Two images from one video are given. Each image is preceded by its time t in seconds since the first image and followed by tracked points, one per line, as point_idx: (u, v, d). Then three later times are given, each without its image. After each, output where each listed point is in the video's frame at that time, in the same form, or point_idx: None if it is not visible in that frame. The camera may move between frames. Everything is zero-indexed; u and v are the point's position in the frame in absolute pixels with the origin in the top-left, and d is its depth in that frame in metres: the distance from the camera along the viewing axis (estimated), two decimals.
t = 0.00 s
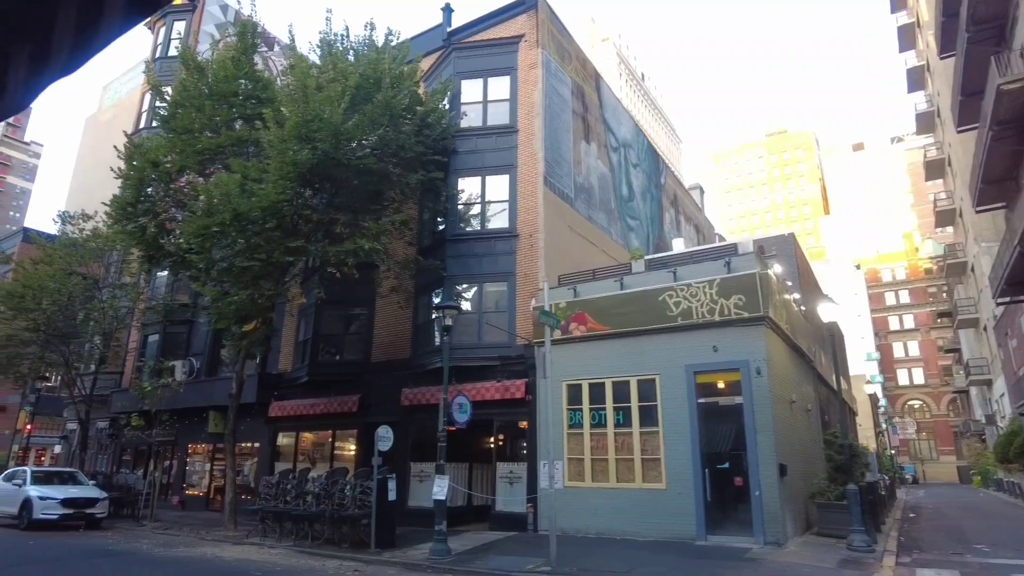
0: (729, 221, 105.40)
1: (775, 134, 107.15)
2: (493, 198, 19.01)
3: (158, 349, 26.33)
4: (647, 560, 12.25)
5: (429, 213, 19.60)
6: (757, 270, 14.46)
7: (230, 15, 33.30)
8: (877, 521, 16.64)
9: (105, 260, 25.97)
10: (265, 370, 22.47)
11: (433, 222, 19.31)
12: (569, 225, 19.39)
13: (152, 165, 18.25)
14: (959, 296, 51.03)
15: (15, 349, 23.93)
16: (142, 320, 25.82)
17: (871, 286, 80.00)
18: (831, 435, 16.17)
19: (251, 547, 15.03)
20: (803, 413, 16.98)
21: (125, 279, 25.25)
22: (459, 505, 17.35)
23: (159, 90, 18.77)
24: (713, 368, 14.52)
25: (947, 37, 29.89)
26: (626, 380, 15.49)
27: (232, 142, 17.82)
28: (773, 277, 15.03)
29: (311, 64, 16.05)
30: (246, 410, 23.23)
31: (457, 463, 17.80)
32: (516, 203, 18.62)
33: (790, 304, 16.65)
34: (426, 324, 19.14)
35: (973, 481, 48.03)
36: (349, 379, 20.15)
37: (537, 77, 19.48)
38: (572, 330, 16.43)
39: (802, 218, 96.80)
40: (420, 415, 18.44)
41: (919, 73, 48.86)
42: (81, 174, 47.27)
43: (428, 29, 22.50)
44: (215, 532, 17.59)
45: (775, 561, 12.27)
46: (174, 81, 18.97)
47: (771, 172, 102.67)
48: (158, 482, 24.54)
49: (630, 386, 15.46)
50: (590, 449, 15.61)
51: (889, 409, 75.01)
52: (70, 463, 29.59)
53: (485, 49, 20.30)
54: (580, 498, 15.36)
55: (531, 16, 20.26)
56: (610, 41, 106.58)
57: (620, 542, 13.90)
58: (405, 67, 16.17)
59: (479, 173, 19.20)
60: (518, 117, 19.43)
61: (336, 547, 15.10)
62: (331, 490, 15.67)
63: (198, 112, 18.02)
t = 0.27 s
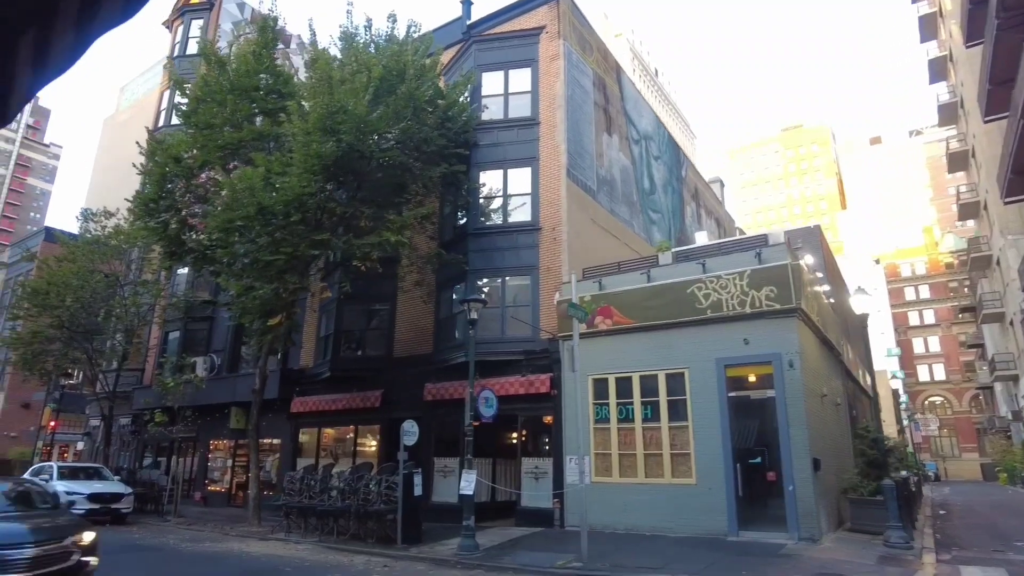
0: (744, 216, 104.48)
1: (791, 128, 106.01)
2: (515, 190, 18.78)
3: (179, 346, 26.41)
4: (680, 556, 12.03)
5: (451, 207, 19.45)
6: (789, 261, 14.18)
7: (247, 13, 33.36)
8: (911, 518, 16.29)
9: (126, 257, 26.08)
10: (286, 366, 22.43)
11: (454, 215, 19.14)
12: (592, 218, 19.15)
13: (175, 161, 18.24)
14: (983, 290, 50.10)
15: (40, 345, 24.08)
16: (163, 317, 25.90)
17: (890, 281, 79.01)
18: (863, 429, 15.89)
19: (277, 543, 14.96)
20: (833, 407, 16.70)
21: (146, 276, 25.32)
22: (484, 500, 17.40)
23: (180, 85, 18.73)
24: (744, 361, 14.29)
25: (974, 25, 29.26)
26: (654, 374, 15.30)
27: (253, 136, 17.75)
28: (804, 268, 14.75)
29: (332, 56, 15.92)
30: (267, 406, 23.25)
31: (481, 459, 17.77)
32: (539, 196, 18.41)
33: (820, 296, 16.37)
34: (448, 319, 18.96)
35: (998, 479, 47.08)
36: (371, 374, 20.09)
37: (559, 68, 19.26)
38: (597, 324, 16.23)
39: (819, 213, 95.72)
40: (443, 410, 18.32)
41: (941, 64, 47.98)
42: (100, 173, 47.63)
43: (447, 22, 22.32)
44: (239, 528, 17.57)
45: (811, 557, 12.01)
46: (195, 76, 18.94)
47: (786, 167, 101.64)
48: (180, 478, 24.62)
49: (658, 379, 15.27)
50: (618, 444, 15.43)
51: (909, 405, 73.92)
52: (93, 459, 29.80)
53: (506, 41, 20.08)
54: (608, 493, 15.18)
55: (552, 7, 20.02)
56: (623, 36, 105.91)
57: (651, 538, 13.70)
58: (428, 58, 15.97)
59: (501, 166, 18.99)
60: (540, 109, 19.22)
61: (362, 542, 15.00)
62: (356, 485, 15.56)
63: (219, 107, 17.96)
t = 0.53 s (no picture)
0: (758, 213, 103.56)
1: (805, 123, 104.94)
2: (536, 187, 18.55)
3: (197, 345, 26.44)
4: (711, 558, 11.78)
5: (471, 204, 19.26)
6: (820, 257, 13.85)
7: (262, 12, 33.32)
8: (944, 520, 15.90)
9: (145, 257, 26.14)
10: (305, 365, 22.34)
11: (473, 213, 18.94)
12: (614, 215, 18.89)
13: (195, 160, 18.19)
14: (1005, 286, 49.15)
15: (61, 345, 24.19)
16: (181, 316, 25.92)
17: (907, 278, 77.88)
18: (895, 429, 15.55)
19: (300, 543, 14.85)
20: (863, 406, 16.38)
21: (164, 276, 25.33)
22: (507, 501, 17.33)
23: (199, 84, 18.67)
24: (774, 360, 14.00)
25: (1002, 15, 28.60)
26: (681, 373, 15.08)
27: (273, 134, 17.64)
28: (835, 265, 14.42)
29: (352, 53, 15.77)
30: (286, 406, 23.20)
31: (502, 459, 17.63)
32: (560, 193, 18.16)
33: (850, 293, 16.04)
34: (469, 318, 18.78)
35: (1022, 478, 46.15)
36: (391, 374, 19.99)
37: (579, 63, 18.99)
38: (622, 322, 16.05)
39: (834, 209, 94.67)
40: (464, 409, 18.15)
41: (962, 56, 47.11)
42: (116, 173, 47.88)
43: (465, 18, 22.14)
44: (260, 527, 17.49)
45: (846, 560, 11.70)
46: (214, 74, 18.87)
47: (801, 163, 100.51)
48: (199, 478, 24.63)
49: (684, 378, 15.06)
50: (643, 445, 15.20)
51: (928, 404, 72.89)
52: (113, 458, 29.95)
53: (525, 36, 19.85)
54: (634, 494, 14.96)
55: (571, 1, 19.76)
56: (634, 32, 105.31)
57: (679, 540, 13.46)
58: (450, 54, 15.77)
59: (521, 163, 18.76)
60: (560, 104, 18.98)
61: (385, 543, 14.85)
62: (378, 486, 15.44)
63: (238, 106, 17.86)
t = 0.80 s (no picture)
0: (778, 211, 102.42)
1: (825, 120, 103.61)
2: (560, 184, 18.38)
3: (220, 344, 26.57)
4: (747, 560, 11.54)
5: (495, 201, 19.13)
6: (855, 252, 13.54)
7: (282, 12, 33.42)
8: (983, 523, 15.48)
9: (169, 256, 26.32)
10: (328, 364, 22.36)
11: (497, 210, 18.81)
12: (640, 211, 18.68)
13: (220, 158, 18.23)
14: None
15: (87, 344, 24.43)
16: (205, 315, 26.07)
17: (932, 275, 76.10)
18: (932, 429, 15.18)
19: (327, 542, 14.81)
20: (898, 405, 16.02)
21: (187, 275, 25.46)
22: (534, 500, 17.27)
23: (224, 83, 18.72)
24: (808, 358, 13.72)
25: None
26: (712, 372, 14.88)
27: (298, 132, 17.63)
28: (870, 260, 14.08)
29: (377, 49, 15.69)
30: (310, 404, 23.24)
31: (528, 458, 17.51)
32: (586, 190, 17.98)
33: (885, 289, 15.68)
34: (493, 316, 18.63)
35: None
36: (416, 372, 19.97)
37: (604, 58, 18.77)
38: (651, 320, 15.87)
39: (855, 207, 93.37)
40: (489, 408, 18.04)
41: (990, 49, 46.11)
42: (139, 174, 48.36)
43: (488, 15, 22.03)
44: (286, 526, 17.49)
45: (886, 563, 11.39)
46: (239, 73, 18.89)
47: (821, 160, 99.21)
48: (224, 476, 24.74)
49: (716, 376, 14.84)
50: (673, 444, 15.00)
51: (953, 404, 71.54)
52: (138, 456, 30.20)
53: (549, 31, 19.68)
54: (664, 494, 14.76)
55: None
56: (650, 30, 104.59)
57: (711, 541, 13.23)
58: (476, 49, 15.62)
59: (545, 160, 18.59)
60: (585, 100, 18.80)
61: (414, 542, 14.77)
62: (406, 484, 15.38)
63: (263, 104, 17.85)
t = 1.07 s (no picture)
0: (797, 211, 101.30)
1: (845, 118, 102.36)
2: (586, 183, 18.16)
3: (243, 346, 26.66)
4: (787, 565, 11.23)
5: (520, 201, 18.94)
6: (893, 249, 13.20)
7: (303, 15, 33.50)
8: None
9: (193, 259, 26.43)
10: (352, 365, 22.30)
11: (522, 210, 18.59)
12: (667, 209, 18.45)
13: (245, 159, 18.21)
14: None
15: (113, 346, 24.58)
16: (228, 317, 26.17)
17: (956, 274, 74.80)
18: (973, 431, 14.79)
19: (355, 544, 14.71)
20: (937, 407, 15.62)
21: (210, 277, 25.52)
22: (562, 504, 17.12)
23: (248, 84, 18.70)
24: (846, 358, 13.39)
25: None
26: (745, 373, 14.59)
27: (324, 133, 17.56)
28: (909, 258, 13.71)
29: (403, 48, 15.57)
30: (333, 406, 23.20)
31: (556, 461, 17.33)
32: (612, 188, 17.77)
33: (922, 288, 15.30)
34: (519, 317, 18.42)
35: None
36: (441, 374, 19.90)
37: (630, 55, 18.54)
38: (682, 321, 15.60)
39: (876, 206, 92.05)
40: (516, 410, 17.84)
41: (1018, 44, 45.15)
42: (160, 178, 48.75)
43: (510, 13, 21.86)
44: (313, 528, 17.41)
45: (933, 569, 11.00)
46: (263, 75, 18.88)
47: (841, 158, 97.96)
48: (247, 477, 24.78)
49: (749, 378, 14.55)
50: (706, 447, 14.75)
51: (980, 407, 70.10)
52: (162, 457, 30.35)
53: (574, 29, 19.46)
54: (697, 498, 14.49)
55: None
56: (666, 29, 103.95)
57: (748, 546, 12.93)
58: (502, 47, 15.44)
59: (571, 158, 18.39)
60: (611, 98, 18.58)
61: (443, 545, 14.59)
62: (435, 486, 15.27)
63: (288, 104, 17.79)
